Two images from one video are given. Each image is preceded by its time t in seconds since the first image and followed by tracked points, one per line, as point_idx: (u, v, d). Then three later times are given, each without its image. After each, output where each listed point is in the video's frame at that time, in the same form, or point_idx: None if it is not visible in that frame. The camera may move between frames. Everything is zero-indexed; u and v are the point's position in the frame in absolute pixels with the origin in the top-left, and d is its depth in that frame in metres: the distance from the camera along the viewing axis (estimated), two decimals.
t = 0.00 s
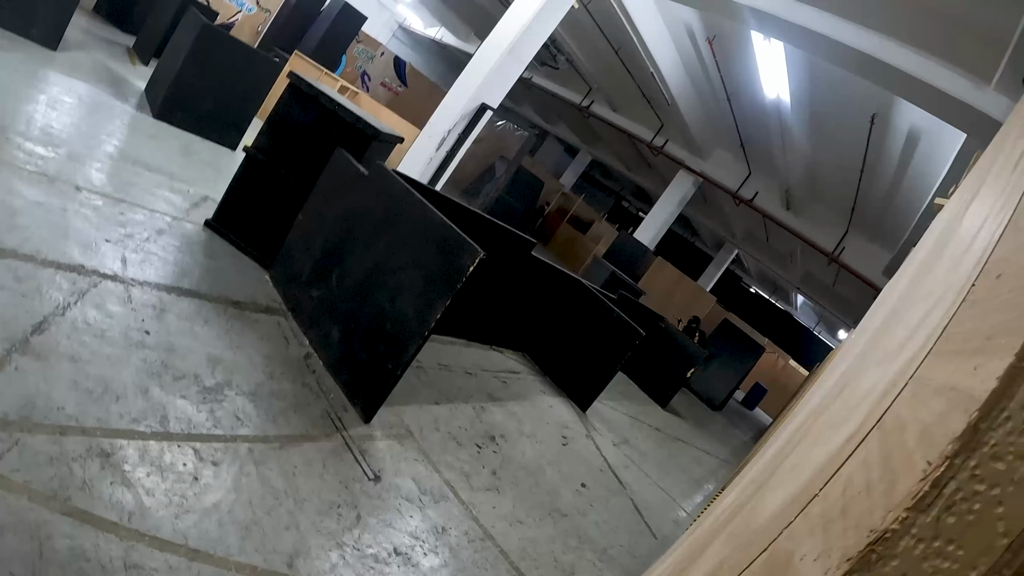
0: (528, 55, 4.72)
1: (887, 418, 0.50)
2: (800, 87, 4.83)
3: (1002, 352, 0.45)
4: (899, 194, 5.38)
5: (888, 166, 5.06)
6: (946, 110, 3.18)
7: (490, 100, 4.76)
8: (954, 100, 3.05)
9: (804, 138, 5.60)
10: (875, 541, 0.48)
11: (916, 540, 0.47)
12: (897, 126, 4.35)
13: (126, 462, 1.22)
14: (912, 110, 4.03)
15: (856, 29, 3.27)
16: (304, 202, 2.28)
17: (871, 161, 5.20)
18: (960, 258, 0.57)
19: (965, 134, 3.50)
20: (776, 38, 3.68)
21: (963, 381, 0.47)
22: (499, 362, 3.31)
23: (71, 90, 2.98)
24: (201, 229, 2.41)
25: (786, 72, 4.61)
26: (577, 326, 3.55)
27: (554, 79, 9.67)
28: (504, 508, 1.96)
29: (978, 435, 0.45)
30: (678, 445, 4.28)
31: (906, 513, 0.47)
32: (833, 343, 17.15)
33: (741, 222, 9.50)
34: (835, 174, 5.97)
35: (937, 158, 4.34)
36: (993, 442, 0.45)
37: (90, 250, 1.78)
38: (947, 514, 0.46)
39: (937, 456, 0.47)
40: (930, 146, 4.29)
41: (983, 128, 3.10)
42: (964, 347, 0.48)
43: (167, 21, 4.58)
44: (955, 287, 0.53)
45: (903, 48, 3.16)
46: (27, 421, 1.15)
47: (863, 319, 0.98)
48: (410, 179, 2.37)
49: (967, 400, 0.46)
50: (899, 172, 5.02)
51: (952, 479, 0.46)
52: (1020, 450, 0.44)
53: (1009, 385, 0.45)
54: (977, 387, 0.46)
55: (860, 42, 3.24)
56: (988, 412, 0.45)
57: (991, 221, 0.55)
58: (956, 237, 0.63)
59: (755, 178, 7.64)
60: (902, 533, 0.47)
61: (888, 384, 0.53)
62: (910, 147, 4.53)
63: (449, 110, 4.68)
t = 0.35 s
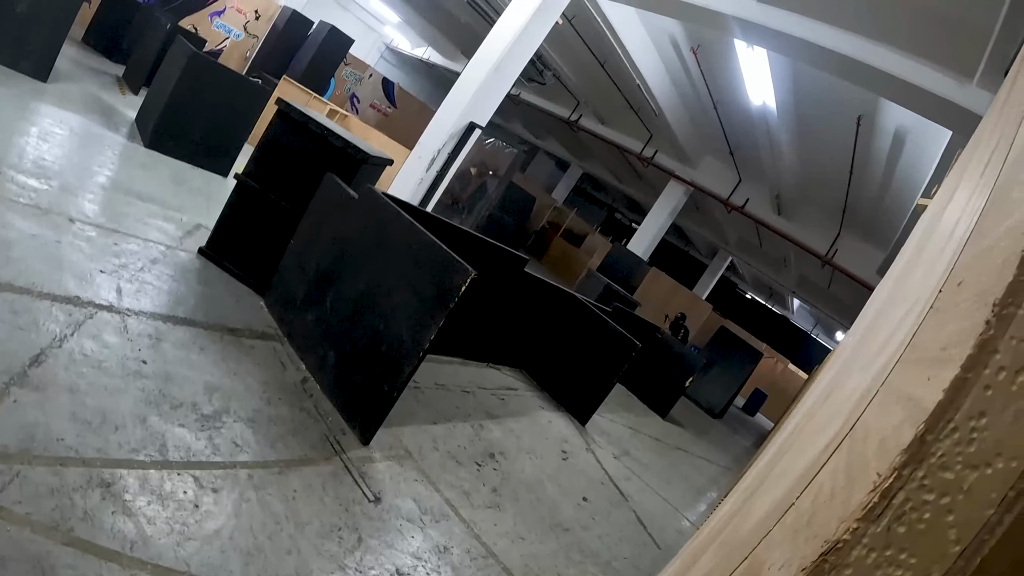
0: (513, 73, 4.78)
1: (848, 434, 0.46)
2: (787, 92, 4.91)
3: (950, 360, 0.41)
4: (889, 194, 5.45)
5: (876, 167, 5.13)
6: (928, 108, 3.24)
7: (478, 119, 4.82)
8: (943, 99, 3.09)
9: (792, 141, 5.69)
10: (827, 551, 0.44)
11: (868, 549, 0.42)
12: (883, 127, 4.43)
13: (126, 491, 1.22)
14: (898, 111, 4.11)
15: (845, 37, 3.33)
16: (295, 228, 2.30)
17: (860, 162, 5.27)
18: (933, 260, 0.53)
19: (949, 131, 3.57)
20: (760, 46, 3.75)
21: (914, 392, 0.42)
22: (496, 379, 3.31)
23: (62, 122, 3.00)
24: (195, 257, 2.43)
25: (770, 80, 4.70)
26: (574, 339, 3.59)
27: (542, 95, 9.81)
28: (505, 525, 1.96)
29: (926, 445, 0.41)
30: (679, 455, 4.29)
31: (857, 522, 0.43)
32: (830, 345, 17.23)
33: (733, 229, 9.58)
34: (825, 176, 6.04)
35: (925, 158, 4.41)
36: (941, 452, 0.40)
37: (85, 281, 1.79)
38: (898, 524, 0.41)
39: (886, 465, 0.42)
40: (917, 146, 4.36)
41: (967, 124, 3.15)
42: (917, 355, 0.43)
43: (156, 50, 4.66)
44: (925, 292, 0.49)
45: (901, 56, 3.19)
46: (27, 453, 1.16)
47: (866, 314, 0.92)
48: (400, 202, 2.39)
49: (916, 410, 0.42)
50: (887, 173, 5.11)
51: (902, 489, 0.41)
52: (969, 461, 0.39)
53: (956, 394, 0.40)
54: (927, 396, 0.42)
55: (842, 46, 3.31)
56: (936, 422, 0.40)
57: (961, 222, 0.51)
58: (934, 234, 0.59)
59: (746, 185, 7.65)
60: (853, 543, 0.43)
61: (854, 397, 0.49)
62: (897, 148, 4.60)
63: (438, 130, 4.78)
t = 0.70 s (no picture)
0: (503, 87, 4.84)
1: (826, 447, 0.46)
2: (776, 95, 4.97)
3: (921, 368, 0.42)
4: (882, 193, 5.48)
5: (867, 167, 5.18)
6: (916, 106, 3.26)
7: (470, 133, 4.86)
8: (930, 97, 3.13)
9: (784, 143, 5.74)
10: (800, 561, 0.44)
11: (841, 558, 0.42)
12: (872, 127, 4.48)
13: (128, 515, 1.21)
14: (887, 110, 4.15)
15: (829, 37, 3.34)
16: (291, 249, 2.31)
17: (852, 162, 5.32)
18: (911, 268, 0.54)
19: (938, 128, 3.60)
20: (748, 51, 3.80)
21: (888, 400, 0.43)
22: (496, 393, 3.31)
23: (56, 148, 3.02)
24: (192, 279, 2.44)
25: (757, 85, 4.75)
26: (573, 350, 3.60)
27: (534, 107, 9.89)
28: (509, 538, 1.96)
29: (896, 453, 0.41)
30: (682, 462, 4.27)
31: (829, 532, 0.43)
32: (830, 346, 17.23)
33: (728, 234, 9.64)
34: (819, 177, 6.09)
35: (915, 157, 4.45)
36: (910, 459, 0.41)
37: (83, 307, 1.80)
38: (870, 531, 0.42)
39: (856, 475, 0.42)
40: (907, 145, 4.40)
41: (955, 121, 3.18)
42: (892, 364, 0.44)
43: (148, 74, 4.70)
44: (903, 301, 0.50)
45: (887, 56, 3.17)
46: (28, 479, 1.16)
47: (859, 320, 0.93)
48: (394, 220, 2.41)
49: (888, 418, 0.42)
50: (879, 173, 5.17)
51: (873, 497, 0.42)
52: (940, 467, 0.39)
53: (926, 400, 0.41)
54: (898, 404, 0.43)
55: (827, 46, 3.34)
56: (906, 430, 0.41)
57: (936, 230, 0.52)
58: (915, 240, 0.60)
59: (739, 190, 7.68)
60: (825, 552, 0.43)
61: (834, 407, 0.49)
62: (888, 147, 4.65)
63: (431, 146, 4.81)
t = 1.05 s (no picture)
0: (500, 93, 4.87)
1: (813, 453, 0.47)
2: (773, 95, 4.97)
3: (904, 373, 0.43)
4: (881, 190, 5.49)
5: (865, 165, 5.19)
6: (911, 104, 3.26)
7: (468, 140, 4.90)
8: (925, 95, 3.11)
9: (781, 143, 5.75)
10: (785, 567, 0.45)
11: (825, 563, 0.43)
12: (870, 125, 4.49)
13: (133, 526, 1.22)
14: (884, 108, 4.17)
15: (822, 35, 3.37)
16: (291, 259, 2.32)
17: (850, 161, 5.33)
18: (901, 273, 0.54)
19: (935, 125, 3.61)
20: (747, 52, 3.82)
21: (872, 404, 0.44)
22: (498, 399, 3.31)
23: (56, 161, 3.04)
24: (192, 290, 2.45)
25: (754, 86, 4.78)
26: (574, 354, 3.61)
27: (532, 112, 9.92)
28: (513, 544, 1.96)
29: (877, 459, 0.42)
30: (685, 464, 4.27)
31: (813, 538, 0.43)
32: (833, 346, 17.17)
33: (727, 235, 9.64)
34: (817, 176, 6.09)
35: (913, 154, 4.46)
36: (892, 465, 0.41)
37: (84, 320, 1.81)
38: (853, 536, 0.42)
39: (839, 482, 0.43)
40: (905, 144, 4.40)
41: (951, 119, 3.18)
42: (877, 369, 0.45)
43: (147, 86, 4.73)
44: (892, 307, 0.50)
45: (880, 51, 3.20)
46: (33, 492, 1.16)
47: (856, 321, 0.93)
48: (393, 228, 2.41)
49: (871, 424, 0.43)
50: (877, 171, 5.18)
51: (856, 503, 0.42)
52: (922, 473, 0.40)
53: (907, 405, 0.42)
54: (881, 409, 0.43)
55: (822, 46, 3.35)
56: (888, 436, 0.42)
57: (925, 235, 0.53)
58: (907, 244, 0.61)
59: (738, 191, 7.70)
60: (810, 556, 0.43)
61: (823, 414, 0.50)
62: (886, 145, 4.64)
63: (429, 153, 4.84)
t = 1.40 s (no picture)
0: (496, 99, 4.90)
1: (804, 463, 0.47)
2: (769, 96, 4.99)
3: (887, 384, 0.43)
4: (878, 190, 5.50)
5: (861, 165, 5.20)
6: (907, 103, 3.27)
7: (465, 146, 4.92)
8: (920, 93, 3.10)
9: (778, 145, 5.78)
10: None
11: (809, 571, 0.43)
12: (865, 126, 4.52)
13: (134, 537, 1.22)
14: (879, 108, 4.19)
15: (816, 36, 3.40)
16: (290, 268, 2.33)
17: (847, 162, 5.35)
18: (891, 282, 0.55)
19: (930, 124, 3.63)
20: (743, 55, 3.85)
21: (858, 414, 0.45)
22: (499, 405, 3.32)
23: (54, 173, 3.05)
24: (192, 300, 2.46)
25: (750, 89, 4.80)
26: (574, 359, 3.61)
27: (529, 117, 9.96)
28: (515, 550, 1.95)
29: (859, 470, 0.43)
30: (687, 467, 4.26)
31: (797, 547, 0.44)
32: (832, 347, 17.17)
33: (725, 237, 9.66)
34: (814, 177, 6.11)
35: (909, 153, 4.48)
36: (875, 475, 0.42)
37: (84, 331, 1.81)
38: (837, 545, 0.42)
39: (824, 492, 0.44)
40: (901, 143, 4.42)
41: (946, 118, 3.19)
42: (865, 380, 0.46)
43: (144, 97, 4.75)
44: (881, 317, 0.51)
45: (875, 51, 3.23)
46: (35, 503, 1.16)
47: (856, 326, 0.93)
48: (391, 236, 2.42)
49: (857, 433, 0.44)
50: (873, 171, 5.20)
51: (839, 512, 0.43)
52: (905, 482, 0.40)
53: (889, 415, 0.42)
54: (865, 420, 0.44)
55: (816, 48, 3.37)
56: (871, 446, 0.42)
57: (915, 245, 0.53)
58: (899, 253, 0.61)
59: (736, 194, 7.72)
60: (795, 565, 0.44)
61: (814, 424, 0.50)
62: (883, 143, 4.63)
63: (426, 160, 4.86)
